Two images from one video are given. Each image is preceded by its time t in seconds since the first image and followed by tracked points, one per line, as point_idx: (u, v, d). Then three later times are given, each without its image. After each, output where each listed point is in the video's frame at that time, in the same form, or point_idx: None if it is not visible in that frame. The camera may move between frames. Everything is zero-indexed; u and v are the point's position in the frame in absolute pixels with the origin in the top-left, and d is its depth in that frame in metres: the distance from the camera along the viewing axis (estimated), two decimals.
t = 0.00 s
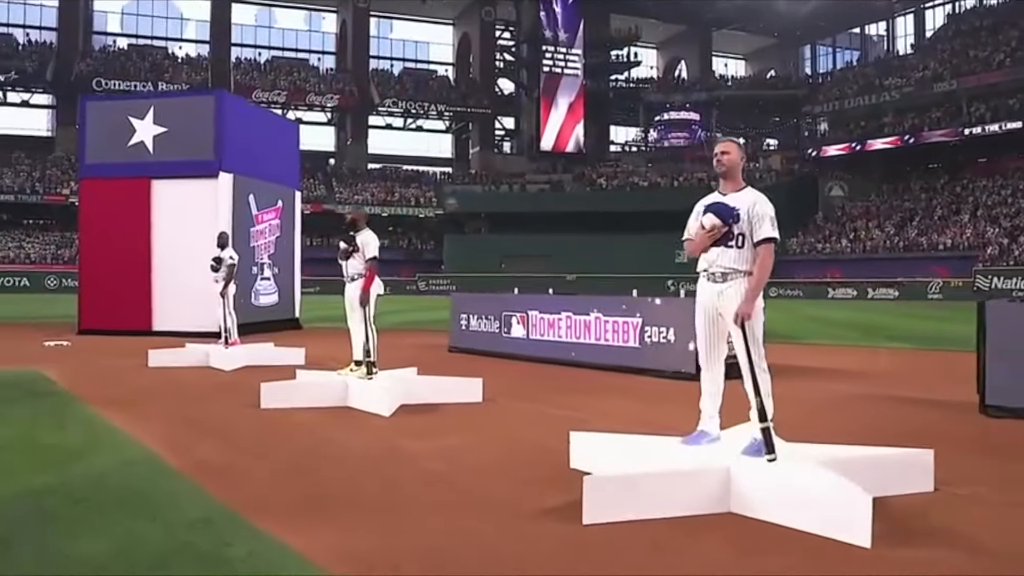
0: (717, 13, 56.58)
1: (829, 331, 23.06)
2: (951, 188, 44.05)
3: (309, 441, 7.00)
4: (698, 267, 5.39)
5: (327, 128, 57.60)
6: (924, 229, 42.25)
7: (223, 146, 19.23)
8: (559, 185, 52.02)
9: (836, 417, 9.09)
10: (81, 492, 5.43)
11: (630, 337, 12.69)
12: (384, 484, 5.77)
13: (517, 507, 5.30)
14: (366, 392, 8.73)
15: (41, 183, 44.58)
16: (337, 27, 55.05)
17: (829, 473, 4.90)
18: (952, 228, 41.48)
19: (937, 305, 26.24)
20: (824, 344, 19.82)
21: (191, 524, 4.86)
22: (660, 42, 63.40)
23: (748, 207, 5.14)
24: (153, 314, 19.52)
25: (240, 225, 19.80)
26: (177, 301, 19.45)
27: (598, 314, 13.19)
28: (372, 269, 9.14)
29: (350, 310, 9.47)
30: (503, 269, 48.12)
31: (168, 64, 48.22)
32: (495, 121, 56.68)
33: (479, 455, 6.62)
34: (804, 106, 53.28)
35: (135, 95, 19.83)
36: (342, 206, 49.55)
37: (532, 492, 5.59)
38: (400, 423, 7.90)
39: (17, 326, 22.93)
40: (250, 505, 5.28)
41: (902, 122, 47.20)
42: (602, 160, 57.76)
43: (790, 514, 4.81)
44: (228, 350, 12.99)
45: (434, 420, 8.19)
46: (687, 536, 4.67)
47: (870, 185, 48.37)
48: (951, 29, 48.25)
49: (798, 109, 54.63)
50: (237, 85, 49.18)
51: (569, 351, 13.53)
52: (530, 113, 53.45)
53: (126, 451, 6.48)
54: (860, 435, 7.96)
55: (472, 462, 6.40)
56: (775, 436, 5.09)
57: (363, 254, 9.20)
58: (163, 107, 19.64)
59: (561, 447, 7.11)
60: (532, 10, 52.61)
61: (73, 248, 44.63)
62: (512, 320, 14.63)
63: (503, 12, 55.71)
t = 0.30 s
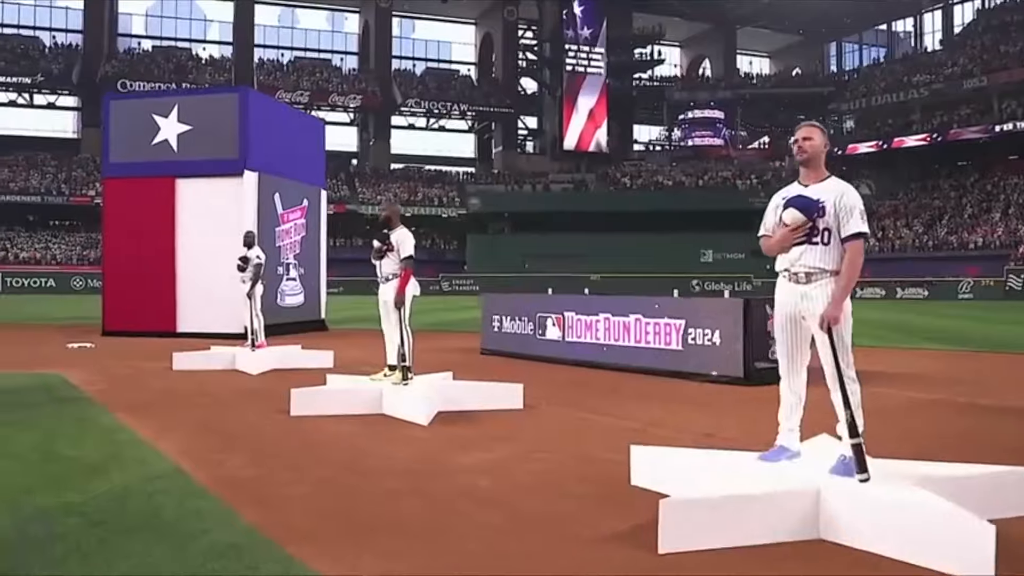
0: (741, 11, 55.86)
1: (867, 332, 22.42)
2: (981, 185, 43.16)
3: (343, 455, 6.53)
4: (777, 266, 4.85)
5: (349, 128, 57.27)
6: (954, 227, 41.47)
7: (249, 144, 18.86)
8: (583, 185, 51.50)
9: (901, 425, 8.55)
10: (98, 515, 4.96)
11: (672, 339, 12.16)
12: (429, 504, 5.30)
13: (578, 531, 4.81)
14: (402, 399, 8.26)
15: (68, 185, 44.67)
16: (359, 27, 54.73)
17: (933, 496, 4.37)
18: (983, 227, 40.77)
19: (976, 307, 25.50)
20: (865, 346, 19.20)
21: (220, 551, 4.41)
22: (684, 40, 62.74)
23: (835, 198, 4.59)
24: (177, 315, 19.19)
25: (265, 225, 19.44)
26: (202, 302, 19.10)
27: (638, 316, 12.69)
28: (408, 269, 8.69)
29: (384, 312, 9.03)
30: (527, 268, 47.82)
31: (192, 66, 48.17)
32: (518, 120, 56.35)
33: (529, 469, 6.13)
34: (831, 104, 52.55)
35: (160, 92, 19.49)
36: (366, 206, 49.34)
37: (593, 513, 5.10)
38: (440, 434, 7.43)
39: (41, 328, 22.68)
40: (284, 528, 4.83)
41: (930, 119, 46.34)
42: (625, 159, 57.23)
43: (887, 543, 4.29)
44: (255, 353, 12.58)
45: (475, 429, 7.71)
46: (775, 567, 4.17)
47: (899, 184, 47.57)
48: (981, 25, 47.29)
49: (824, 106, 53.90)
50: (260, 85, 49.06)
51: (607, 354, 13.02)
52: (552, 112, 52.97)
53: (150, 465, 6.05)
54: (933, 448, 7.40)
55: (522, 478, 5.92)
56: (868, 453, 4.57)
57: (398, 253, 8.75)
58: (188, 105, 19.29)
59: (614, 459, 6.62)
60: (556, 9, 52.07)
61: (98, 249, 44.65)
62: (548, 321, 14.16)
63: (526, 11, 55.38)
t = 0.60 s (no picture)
0: (761, 9, 55.20)
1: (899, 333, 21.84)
2: (1006, 185, 42.34)
3: (376, 468, 6.08)
4: (862, 266, 4.36)
5: (367, 128, 56.96)
6: (978, 226, 40.97)
7: (268, 142, 18.49)
8: (601, 184, 50.94)
9: (963, 436, 8.03)
10: (114, 539, 4.52)
11: (709, 342, 11.69)
12: (472, 527, 4.85)
13: (639, 560, 4.36)
14: (434, 407, 7.82)
15: (87, 186, 44.58)
16: (376, 27, 54.41)
17: None
18: (1008, 227, 40.01)
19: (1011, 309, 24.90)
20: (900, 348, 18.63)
21: None
22: (702, 39, 62.16)
23: (929, 190, 4.09)
24: (195, 316, 18.85)
25: (285, 224, 19.08)
26: (221, 303, 18.75)
27: (673, 318, 12.20)
28: (439, 270, 8.26)
29: (413, 315, 8.58)
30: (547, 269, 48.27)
31: (211, 67, 48.02)
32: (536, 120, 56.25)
33: (576, 487, 5.67)
34: (852, 102, 51.87)
35: (177, 90, 19.12)
36: (384, 207, 49.04)
37: (653, 540, 4.65)
38: (476, 445, 6.97)
39: (58, 329, 22.37)
40: (315, 555, 4.39)
41: (954, 118, 45.55)
42: (643, 158, 56.65)
43: None
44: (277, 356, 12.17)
45: (512, 439, 7.25)
46: None
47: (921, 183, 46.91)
48: (1005, 21, 46.44)
49: (846, 105, 53.23)
50: (277, 85, 48.86)
51: (641, 358, 12.54)
52: (570, 111, 52.47)
53: (168, 481, 5.63)
54: (1003, 461, 6.90)
55: (570, 497, 5.45)
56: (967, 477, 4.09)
57: (429, 253, 8.32)
58: (206, 103, 18.93)
59: (667, 475, 6.15)
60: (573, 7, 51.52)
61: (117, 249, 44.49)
62: (577, 323, 13.68)
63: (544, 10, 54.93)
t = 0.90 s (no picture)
0: (784, 8, 54.49)
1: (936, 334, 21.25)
2: None
3: (416, 484, 5.64)
4: (974, 265, 4.02)
5: (387, 129, 56.70)
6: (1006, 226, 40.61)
7: (292, 139, 18.14)
8: (624, 184, 50.42)
9: None
10: (135, 566, 4.10)
11: (752, 345, 11.21)
12: (527, 551, 4.42)
13: None
14: (472, 415, 7.38)
15: (109, 187, 44.47)
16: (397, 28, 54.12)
17: None
18: None
19: None
20: (940, 349, 18.05)
21: None
22: (724, 38, 61.52)
23: None
24: (218, 318, 18.54)
25: (309, 224, 18.75)
26: (244, 304, 18.42)
27: (713, 320, 11.72)
28: (475, 269, 7.85)
29: (448, 317, 8.17)
30: (567, 270, 47.58)
31: (233, 68, 47.85)
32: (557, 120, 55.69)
33: (635, 506, 5.24)
34: (877, 101, 51.09)
35: (200, 87, 18.82)
36: (405, 208, 48.75)
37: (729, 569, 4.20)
38: (520, 457, 6.53)
39: (79, 330, 22.11)
40: None
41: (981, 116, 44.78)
42: (665, 158, 56.12)
43: None
44: (303, 358, 11.78)
45: (557, 450, 6.81)
46: None
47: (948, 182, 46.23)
48: None
49: (871, 103, 52.45)
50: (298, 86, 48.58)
51: (679, 360, 12.08)
52: (592, 112, 52.00)
53: (193, 497, 5.24)
54: None
55: (629, 517, 5.03)
56: None
57: (464, 251, 7.90)
58: (229, 100, 18.61)
59: (729, 493, 5.70)
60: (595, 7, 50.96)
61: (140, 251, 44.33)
62: (611, 325, 13.23)
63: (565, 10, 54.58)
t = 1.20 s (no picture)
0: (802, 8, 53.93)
1: (966, 336, 20.70)
2: None
3: (451, 503, 5.26)
4: None
5: (403, 131, 56.46)
6: None
7: (310, 139, 17.80)
8: (641, 184, 49.99)
9: None
10: None
11: (790, 349, 10.80)
12: None
13: None
14: (505, 425, 7.00)
15: (127, 190, 44.34)
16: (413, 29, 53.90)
17: None
18: None
19: None
20: (974, 352, 17.53)
21: None
22: (741, 38, 61.02)
23: None
24: (236, 322, 18.24)
25: (327, 225, 18.41)
26: (263, 307, 18.10)
27: (749, 323, 11.31)
28: (506, 270, 7.44)
29: (477, 319, 7.77)
30: (584, 272, 47.25)
31: (249, 71, 47.71)
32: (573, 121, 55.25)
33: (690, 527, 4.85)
34: (896, 100, 50.37)
35: (217, 86, 18.52)
36: (421, 209, 48.49)
37: None
38: (559, 470, 6.15)
39: (94, 333, 21.83)
40: None
41: (1003, 114, 44.14)
42: (682, 158, 55.68)
43: None
44: (323, 361, 11.43)
45: (598, 462, 6.43)
46: None
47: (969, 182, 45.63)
48: None
49: (890, 103, 51.79)
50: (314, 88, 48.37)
51: (713, 365, 11.69)
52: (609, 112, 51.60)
53: (210, 516, 4.87)
54: None
55: (685, 541, 4.64)
56: None
57: (494, 251, 7.49)
58: (246, 99, 18.28)
59: (789, 511, 5.30)
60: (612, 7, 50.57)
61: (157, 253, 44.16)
62: (640, 328, 12.83)
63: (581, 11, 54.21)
